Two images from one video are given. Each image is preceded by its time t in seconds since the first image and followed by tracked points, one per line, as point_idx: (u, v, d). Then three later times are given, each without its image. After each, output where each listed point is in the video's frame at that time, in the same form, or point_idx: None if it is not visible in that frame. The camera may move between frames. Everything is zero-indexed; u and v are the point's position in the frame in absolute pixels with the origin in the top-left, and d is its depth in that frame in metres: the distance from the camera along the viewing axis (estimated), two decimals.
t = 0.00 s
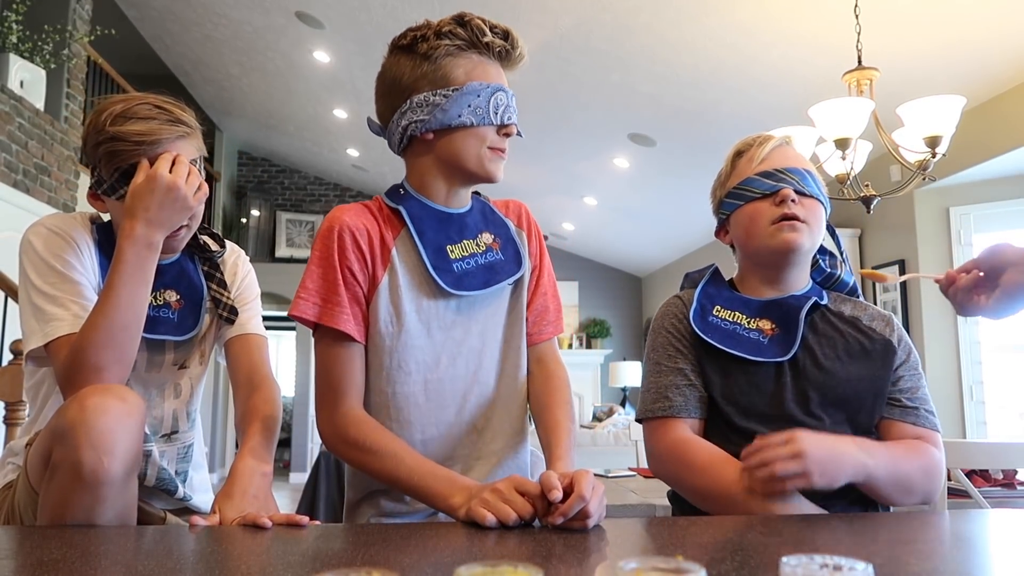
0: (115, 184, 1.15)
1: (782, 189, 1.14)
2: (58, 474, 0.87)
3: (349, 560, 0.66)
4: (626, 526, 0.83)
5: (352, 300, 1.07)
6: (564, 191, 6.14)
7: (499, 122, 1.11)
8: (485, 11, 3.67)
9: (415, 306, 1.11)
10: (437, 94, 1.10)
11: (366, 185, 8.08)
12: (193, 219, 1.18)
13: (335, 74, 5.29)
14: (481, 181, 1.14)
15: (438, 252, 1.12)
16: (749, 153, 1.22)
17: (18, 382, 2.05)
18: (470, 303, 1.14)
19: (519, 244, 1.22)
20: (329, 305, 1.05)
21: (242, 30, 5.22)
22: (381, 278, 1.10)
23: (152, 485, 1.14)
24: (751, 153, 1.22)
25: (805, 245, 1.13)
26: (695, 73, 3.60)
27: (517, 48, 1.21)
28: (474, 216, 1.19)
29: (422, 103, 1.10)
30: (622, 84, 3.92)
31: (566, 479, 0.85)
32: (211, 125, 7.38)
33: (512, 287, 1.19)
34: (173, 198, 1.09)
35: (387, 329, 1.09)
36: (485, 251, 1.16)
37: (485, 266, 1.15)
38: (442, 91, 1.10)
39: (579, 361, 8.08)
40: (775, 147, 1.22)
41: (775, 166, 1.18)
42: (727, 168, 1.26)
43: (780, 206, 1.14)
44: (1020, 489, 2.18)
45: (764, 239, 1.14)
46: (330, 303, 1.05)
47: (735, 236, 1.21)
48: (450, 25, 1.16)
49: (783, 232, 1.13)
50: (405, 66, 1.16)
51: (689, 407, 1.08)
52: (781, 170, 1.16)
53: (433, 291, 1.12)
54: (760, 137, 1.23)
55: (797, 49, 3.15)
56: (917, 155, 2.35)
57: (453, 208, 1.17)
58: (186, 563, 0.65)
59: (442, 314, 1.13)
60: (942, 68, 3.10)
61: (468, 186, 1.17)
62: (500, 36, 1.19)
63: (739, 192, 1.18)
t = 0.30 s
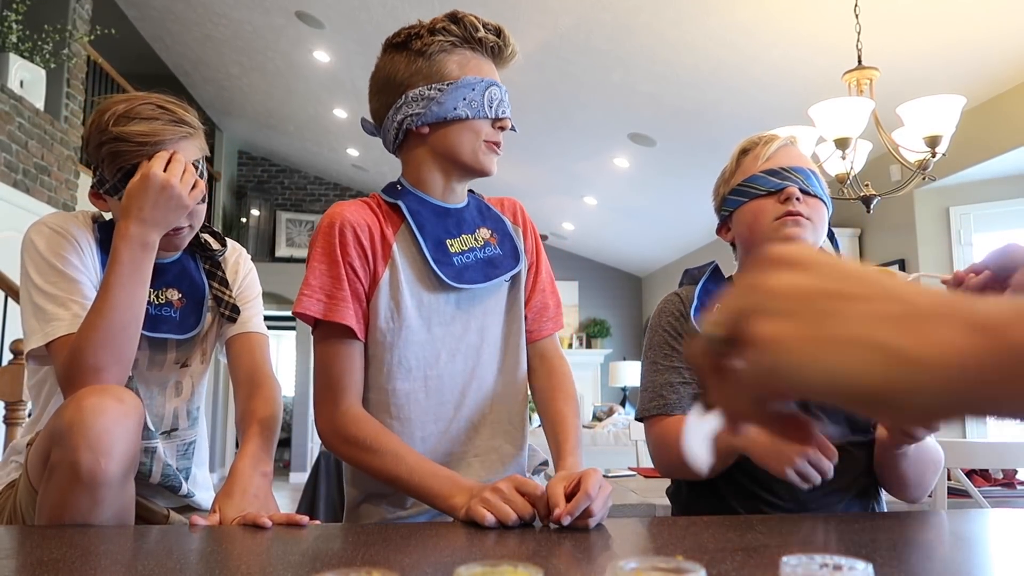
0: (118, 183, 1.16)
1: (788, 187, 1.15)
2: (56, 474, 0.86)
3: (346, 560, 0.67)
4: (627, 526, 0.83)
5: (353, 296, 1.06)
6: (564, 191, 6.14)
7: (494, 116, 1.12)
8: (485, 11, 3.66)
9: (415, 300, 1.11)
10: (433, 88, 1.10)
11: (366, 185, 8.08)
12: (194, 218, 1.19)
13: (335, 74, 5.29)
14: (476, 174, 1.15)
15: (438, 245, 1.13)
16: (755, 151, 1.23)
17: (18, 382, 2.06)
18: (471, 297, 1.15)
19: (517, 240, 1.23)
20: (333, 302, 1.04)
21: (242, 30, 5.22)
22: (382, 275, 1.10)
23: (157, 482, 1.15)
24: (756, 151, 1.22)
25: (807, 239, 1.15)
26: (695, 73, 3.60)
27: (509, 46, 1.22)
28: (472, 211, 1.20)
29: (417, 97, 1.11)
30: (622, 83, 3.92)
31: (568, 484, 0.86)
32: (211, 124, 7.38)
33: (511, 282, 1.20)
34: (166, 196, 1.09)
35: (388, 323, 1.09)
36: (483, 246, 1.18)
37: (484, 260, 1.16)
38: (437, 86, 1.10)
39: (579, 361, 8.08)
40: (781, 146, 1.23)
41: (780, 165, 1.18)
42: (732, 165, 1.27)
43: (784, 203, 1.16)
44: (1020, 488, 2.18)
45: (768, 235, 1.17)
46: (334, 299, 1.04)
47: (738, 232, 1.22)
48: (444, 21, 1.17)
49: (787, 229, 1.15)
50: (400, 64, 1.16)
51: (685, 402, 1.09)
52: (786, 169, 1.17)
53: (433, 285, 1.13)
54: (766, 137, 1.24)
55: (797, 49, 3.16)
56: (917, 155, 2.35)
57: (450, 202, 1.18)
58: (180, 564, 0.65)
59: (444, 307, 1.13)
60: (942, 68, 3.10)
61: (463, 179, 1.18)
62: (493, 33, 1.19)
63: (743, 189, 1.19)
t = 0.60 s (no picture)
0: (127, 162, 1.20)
1: (783, 185, 1.16)
2: (51, 472, 0.87)
3: (345, 560, 0.67)
4: (625, 524, 0.84)
5: (349, 294, 1.07)
6: (564, 191, 6.13)
7: (482, 108, 1.12)
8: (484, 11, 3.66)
9: (410, 297, 1.11)
10: (416, 86, 1.11)
11: (366, 185, 8.09)
12: (195, 208, 1.21)
13: (335, 74, 5.29)
14: (469, 167, 1.14)
15: (432, 244, 1.13)
16: (749, 151, 1.26)
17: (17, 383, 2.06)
18: (468, 295, 1.15)
19: (515, 237, 1.22)
20: (326, 299, 1.04)
21: (242, 30, 5.22)
22: (378, 273, 1.10)
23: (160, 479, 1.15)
24: (750, 151, 1.26)
25: (802, 237, 1.15)
26: (695, 73, 3.60)
27: (496, 34, 1.22)
28: (467, 208, 1.20)
29: (403, 98, 1.12)
30: (622, 83, 3.92)
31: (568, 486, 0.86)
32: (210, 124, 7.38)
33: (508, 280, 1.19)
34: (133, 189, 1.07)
35: (382, 324, 1.09)
36: (478, 244, 1.17)
37: (478, 259, 1.16)
38: (421, 84, 1.11)
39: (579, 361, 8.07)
40: (775, 146, 1.25)
41: (774, 164, 1.21)
42: (727, 166, 1.31)
43: (778, 202, 1.16)
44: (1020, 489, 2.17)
45: (765, 234, 1.17)
46: (327, 296, 1.04)
47: (735, 233, 1.23)
48: (425, 16, 1.17)
49: (781, 227, 1.16)
50: (386, 66, 1.17)
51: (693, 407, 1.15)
52: (780, 168, 1.19)
53: (429, 284, 1.13)
54: (759, 138, 1.27)
55: (796, 49, 3.16)
56: (917, 155, 2.35)
57: (444, 200, 1.18)
58: (184, 564, 0.65)
59: (443, 304, 1.13)
60: (942, 68, 3.10)
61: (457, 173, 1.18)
62: (479, 26, 1.20)
63: (737, 188, 1.21)
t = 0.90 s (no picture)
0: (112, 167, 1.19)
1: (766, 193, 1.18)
2: (100, 463, 0.94)
3: (351, 558, 0.68)
4: (623, 522, 0.87)
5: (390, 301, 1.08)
6: (564, 191, 6.14)
7: (510, 109, 1.12)
8: (484, 11, 3.67)
9: (458, 305, 1.11)
10: (449, 105, 1.16)
11: (366, 185, 8.09)
12: (191, 203, 1.23)
13: (335, 74, 5.30)
14: (511, 168, 1.15)
15: (477, 254, 1.15)
16: (733, 154, 1.27)
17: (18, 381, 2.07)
18: (510, 307, 1.15)
19: (564, 256, 1.24)
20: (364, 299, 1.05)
21: (242, 30, 5.23)
22: (422, 282, 1.12)
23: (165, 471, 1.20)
24: (735, 154, 1.27)
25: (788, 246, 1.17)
26: (695, 73, 3.61)
27: (526, 37, 1.23)
28: (518, 223, 1.22)
29: (440, 116, 1.17)
30: (622, 83, 3.92)
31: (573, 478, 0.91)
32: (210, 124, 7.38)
33: (554, 299, 1.20)
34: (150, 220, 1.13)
35: (423, 331, 1.11)
36: (524, 260, 1.19)
37: (522, 274, 1.17)
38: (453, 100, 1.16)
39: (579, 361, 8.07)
40: (759, 146, 1.26)
41: (759, 167, 1.21)
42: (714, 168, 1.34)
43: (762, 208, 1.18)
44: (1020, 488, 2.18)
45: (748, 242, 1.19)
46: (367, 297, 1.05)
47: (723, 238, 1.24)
48: (455, 40, 1.22)
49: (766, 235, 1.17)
50: (430, 93, 1.24)
51: (682, 407, 1.16)
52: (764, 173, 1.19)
53: (478, 295, 1.13)
54: (745, 139, 1.28)
55: (797, 49, 3.16)
56: (917, 155, 2.36)
57: (495, 212, 1.20)
58: (194, 564, 0.66)
59: (492, 316, 1.13)
60: (942, 68, 3.10)
61: (507, 181, 1.20)
62: (503, 32, 1.22)
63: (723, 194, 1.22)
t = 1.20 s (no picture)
0: (97, 167, 1.19)
1: (758, 194, 1.18)
2: (89, 466, 0.94)
3: (352, 559, 0.68)
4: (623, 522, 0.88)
5: (404, 299, 1.10)
6: (564, 191, 6.14)
7: (516, 112, 1.12)
8: (484, 11, 3.67)
9: (464, 305, 1.12)
10: (456, 109, 1.16)
11: (366, 185, 8.09)
12: (177, 201, 1.23)
13: (335, 74, 5.29)
14: (518, 169, 1.14)
15: (484, 253, 1.15)
16: (726, 155, 1.28)
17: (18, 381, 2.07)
18: (516, 307, 1.15)
19: (570, 259, 1.24)
20: (381, 299, 1.07)
21: (242, 30, 5.22)
22: (433, 280, 1.13)
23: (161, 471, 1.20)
24: (728, 155, 1.27)
25: (782, 248, 1.18)
26: (694, 73, 3.61)
27: (531, 42, 1.23)
28: (525, 226, 1.22)
29: (447, 120, 1.18)
30: (622, 83, 3.92)
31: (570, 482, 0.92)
32: (210, 124, 7.38)
33: (559, 301, 1.19)
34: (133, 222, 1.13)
35: (430, 329, 1.11)
36: (531, 261, 1.19)
37: (528, 274, 1.17)
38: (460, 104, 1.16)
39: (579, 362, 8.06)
40: (752, 147, 1.26)
41: (752, 169, 1.22)
42: (707, 171, 1.32)
43: (756, 211, 1.19)
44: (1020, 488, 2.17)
45: (742, 243, 1.19)
46: (382, 297, 1.07)
47: (718, 240, 1.25)
48: (463, 46, 1.23)
49: (761, 237, 1.18)
50: (437, 99, 1.24)
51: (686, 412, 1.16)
52: (758, 174, 1.21)
53: (485, 294, 1.13)
54: (737, 138, 1.28)
55: (797, 49, 3.16)
56: (917, 155, 2.36)
57: (501, 213, 1.20)
58: (193, 564, 0.66)
59: (497, 314, 1.14)
60: (942, 69, 3.10)
61: (513, 183, 1.19)
62: (509, 38, 1.22)
63: (717, 197, 1.23)
